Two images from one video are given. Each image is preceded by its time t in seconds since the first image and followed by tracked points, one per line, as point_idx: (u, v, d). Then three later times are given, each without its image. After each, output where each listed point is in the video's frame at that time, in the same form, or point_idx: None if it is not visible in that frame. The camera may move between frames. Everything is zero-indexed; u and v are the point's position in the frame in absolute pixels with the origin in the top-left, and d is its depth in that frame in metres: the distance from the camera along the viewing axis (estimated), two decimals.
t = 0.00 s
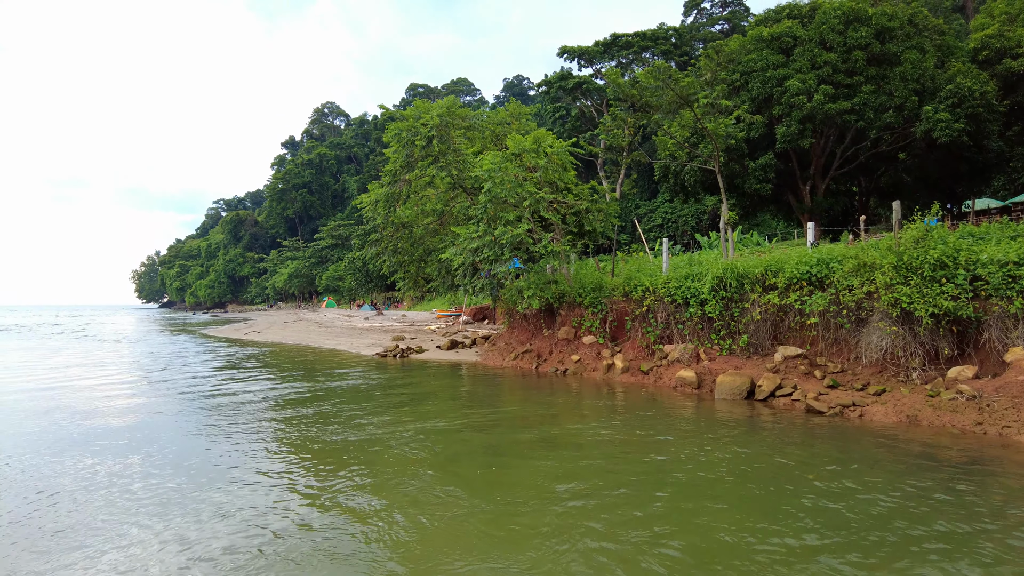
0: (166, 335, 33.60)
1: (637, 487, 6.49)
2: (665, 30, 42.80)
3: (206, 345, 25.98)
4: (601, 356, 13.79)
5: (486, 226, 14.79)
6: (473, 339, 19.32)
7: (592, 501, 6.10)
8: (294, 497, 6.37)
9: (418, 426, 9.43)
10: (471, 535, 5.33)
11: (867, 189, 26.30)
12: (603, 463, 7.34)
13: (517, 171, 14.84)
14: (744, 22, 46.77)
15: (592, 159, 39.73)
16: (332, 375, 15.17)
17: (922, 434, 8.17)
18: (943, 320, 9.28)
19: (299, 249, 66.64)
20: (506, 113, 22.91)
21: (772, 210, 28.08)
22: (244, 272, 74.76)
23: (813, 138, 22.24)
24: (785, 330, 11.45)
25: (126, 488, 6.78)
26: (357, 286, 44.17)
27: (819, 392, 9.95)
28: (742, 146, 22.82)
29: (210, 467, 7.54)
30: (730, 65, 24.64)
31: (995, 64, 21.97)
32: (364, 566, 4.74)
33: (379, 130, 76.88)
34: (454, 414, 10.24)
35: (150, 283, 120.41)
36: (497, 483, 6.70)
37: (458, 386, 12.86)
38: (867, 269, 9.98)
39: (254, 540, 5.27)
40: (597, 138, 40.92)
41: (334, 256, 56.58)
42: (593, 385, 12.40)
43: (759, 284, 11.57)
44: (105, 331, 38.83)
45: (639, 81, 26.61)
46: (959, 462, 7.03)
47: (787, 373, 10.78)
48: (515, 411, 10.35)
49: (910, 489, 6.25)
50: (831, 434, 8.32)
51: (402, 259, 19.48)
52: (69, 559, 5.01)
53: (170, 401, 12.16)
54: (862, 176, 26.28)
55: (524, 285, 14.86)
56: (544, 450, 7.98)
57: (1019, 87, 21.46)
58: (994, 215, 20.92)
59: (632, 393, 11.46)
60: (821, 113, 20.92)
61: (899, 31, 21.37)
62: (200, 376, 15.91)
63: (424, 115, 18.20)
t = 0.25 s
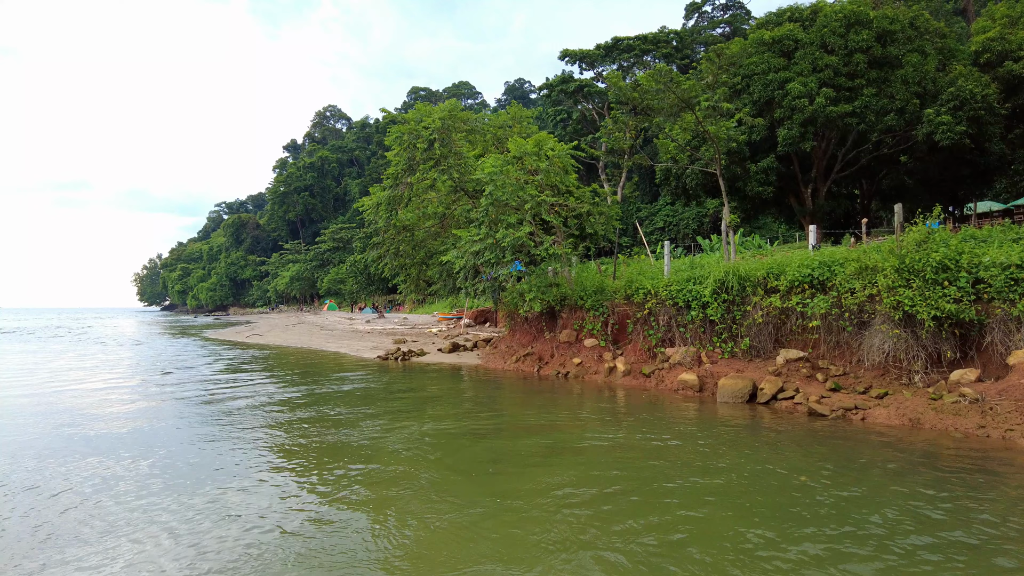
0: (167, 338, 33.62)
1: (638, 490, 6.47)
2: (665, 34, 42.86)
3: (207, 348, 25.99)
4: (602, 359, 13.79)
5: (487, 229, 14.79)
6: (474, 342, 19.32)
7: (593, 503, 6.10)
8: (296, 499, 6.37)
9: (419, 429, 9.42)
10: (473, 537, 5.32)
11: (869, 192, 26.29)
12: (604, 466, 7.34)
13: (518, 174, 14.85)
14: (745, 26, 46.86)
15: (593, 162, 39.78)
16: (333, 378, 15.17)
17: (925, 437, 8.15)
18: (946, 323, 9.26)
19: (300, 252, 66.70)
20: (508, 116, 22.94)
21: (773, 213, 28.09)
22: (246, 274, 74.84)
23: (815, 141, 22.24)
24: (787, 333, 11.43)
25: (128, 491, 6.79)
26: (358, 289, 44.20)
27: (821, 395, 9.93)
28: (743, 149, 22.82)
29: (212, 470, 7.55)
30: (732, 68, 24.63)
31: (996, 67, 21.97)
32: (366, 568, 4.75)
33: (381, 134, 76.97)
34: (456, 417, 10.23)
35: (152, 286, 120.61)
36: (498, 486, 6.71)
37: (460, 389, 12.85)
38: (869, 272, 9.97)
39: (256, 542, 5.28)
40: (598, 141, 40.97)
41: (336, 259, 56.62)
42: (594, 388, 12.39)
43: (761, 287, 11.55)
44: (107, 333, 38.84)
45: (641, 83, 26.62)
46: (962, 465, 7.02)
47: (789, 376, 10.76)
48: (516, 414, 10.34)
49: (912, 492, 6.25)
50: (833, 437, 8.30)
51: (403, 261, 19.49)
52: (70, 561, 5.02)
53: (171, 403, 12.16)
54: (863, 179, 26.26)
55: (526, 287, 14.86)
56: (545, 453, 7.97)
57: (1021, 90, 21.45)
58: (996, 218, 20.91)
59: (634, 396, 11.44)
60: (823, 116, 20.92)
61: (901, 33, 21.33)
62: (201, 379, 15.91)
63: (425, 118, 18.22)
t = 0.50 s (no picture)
0: (169, 340, 33.66)
1: (638, 492, 6.47)
2: (667, 36, 42.90)
3: (209, 350, 26.03)
4: (604, 361, 13.79)
5: (489, 232, 14.80)
6: (475, 344, 19.33)
7: (592, 505, 6.11)
8: (296, 501, 6.39)
9: (420, 431, 9.43)
10: (472, 539, 5.33)
11: (870, 194, 26.28)
12: (604, 467, 7.35)
13: (519, 176, 14.86)
14: (746, 28, 46.91)
15: (595, 164, 39.82)
16: (335, 380, 15.19)
17: (927, 439, 8.15)
18: (947, 325, 9.24)
19: (301, 255, 66.74)
20: (509, 119, 22.97)
21: (774, 215, 28.10)
22: (247, 277, 74.91)
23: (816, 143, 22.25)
24: (788, 335, 11.42)
25: (130, 492, 6.81)
26: (360, 291, 44.22)
27: (823, 397, 9.93)
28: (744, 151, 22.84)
29: (213, 472, 7.56)
30: (733, 70, 24.66)
31: (998, 69, 21.96)
32: (365, 569, 4.77)
33: (382, 136, 77.04)
34: (457, 419, 10.23)
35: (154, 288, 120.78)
36: (498, 488, 6.72)
37: (461, 391, 12.85)
38: (870, 274, 9.96)
39: (256, 543, 5.30)
40: (599, 144, 41.02)
41: (337, 261, 56.64)
42: (596, 390, 12.39)
43: (762, 289, 11.54)
44: (109, 336, 38.84)
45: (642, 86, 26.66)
46: (964, 467, 7.01)
47: (791, 378, 10.75)
48: (518, 416, 10.34)
49: (912, 494, 6.25)
50: (835, 440, 8.29)
51: (404, 264, 19.51)
52: (71, 562, 5.04)
53: (173, 406, 12.19)
54: (865, 181, 26.25)
55: (527, 290, 14.87)
56: (546, 455, 7.98)
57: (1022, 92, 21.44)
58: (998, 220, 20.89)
59: (636, 398, 11.44)
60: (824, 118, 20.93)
61: (901, 36, 21.26)
62: (203, 381, 15.94)
63: (427, 120, 18.24)
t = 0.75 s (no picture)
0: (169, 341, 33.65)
1: (638, 494, 6.47)
2: (667, 38, 42.96)
3: (210, 352, 26.03)
4: (605, 363, 13.79)
5: (489, 234, 14.81)
6: (476, 346, 19.34)
7: (592, 507, 6.12)
8: (296, 503, 6.39)
9: (421, 433, 9.43)
10: (473, 541, 5.32)
11: (870, 196, 26.29)
12: (604, 469, 7.35)
13: (520, 178, 14.86)
14: (746, 30, 46.95)
15: (595, 166, 39.84)
16: (335, 382, 15.19)
17: (928, 441, 8.14)
18: (948, 327, 9.23)
19: (302, 256, 66.73)
20: (509, 121, 23.00)
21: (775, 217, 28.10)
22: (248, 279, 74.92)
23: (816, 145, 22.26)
24: (789, 337, 11.42)
25: (130, 494, 6.81)
26: (360, 293, 44.23)
27: (824, 400, 9.92)
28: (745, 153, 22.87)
29: (213, 473, 7.56)
30: (733, 72, 24.67)
31: (998, 71, 21.98)
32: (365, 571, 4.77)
33: (382, 138, 77.08)
34: (458, 421, 10.23)
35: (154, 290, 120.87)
36: (498, 489, 6.73)
37: (462, 393, 12.85)
38: (871, 276, 9.97)
39: (255, 545, 5.30)
40: (599, 146, 41.03)
41: (337, 263, 56.64)
42: (596, 392, 12.38)
43: (763, 291, 11.54)
44: (109, 338, 38.83)
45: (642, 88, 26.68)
46: (964, 469, 7.00)
47: (792, 380, 10.75)
48: (518, 418, 10.35)
49: (911, 496, 6.25)
50: (835, 442, 8.30)
51: (405, 266, 19.52)
52: (71, 563, 5.04)
53: (174, 407, 12.18)
54: (865, 183, 26.26)
55: (529, 292, 14.87)
56: (546, 457, 7.98)
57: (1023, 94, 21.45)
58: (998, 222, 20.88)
59: (636, 400, 11.44)
60: (824, 120, 20.93)
61: (902, 38, 21.24)
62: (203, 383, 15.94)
63: (427, 122, 18.26)
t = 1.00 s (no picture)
0: (168, 344, 33.57)
1: (638, 496, 6.48)
2: (666, 41, 43.01)
3: (209, 354, 26.00)
4: (604, 365, 13.79)
5: (489, 236, 14.82)
6: (476, 348, 19.35)
7: (592, 509, 6.13)
8: (295, 505, 6.39)
9: (420, 436, 9.43)
10: (474, 544, 5.31)
11: (870, 199, 26.32)
12: (604, 472, 7.35)
13: (520, 181, 14.88)
14: (745, 33, 47.04)
15: (594, 168, 39.87)
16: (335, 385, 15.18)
17: (928, 444, 8.14)
18: (948, 330, 9.23)
19: (301, 258, 66.71)
20: (509, 123, 23.02)
21: (774, 219, 28.13)
22: (247, 281, 74.87)
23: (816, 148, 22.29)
24: (789, 339, 11.42)
25: (130, 496, 6.81)
26: (360, 295, 44.21)
27: (823, 402, 9.92)
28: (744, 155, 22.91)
29: (212, 476, 7.56)
30: (733, 75, 24.70)
31: (996, 74, 22.03)
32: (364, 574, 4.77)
33: (382, 140, 77.09)
34: (457, 424, 10.22)
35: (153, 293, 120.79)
36: (498, 491, 6.73)
37: (461, 396, 12.85)
38: (870, 279, 9.97)
39: (254, 547, 5.30)
40: (599, 148, 41.05)
41: (336, 265, 56.59)
42: (596, 395, 12.38)
43: (763, 293, 11.54)
44: (108, 341, 38.69)
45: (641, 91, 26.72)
46: (964, 471, 7.02)
47: (791, 383, 10.74)
48: (518, 420, 10.35)
49: (911, 498, 6.26)
50: (835, 444, 8.30)
51: (405, 268, 19.52)
52: (70, 566, 5.04)
53: (173, 410, 12.15)
54: (864, 186, 26.30)
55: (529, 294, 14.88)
56: (545, 459, 7.97)
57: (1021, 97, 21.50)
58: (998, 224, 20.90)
59: (636, 402, 11.44)
60: (824, 122, 20.96)
61: (901, 41, 21.28)
62: (202, 385, 15.93)
63: (427, 125, 18.28)
